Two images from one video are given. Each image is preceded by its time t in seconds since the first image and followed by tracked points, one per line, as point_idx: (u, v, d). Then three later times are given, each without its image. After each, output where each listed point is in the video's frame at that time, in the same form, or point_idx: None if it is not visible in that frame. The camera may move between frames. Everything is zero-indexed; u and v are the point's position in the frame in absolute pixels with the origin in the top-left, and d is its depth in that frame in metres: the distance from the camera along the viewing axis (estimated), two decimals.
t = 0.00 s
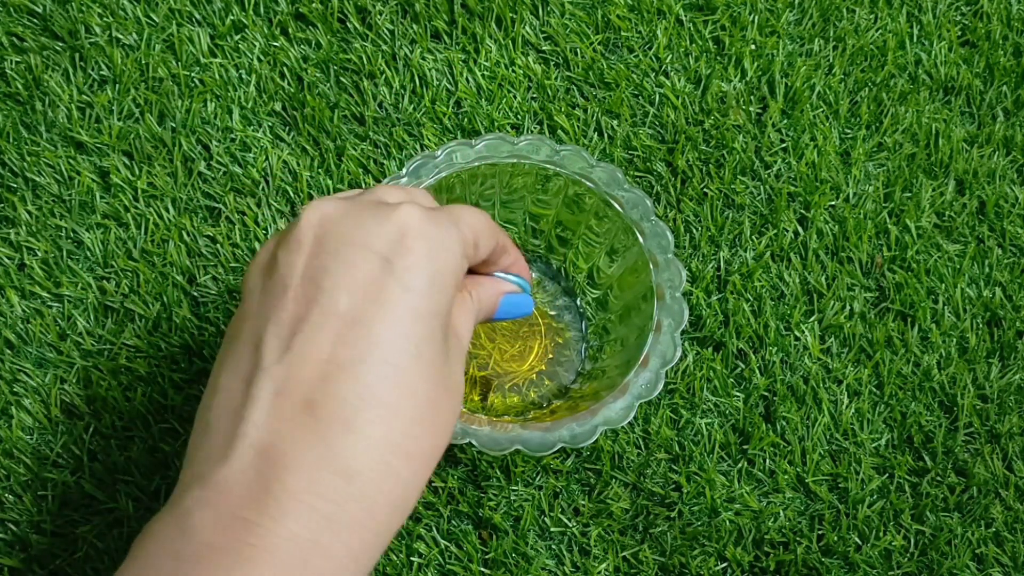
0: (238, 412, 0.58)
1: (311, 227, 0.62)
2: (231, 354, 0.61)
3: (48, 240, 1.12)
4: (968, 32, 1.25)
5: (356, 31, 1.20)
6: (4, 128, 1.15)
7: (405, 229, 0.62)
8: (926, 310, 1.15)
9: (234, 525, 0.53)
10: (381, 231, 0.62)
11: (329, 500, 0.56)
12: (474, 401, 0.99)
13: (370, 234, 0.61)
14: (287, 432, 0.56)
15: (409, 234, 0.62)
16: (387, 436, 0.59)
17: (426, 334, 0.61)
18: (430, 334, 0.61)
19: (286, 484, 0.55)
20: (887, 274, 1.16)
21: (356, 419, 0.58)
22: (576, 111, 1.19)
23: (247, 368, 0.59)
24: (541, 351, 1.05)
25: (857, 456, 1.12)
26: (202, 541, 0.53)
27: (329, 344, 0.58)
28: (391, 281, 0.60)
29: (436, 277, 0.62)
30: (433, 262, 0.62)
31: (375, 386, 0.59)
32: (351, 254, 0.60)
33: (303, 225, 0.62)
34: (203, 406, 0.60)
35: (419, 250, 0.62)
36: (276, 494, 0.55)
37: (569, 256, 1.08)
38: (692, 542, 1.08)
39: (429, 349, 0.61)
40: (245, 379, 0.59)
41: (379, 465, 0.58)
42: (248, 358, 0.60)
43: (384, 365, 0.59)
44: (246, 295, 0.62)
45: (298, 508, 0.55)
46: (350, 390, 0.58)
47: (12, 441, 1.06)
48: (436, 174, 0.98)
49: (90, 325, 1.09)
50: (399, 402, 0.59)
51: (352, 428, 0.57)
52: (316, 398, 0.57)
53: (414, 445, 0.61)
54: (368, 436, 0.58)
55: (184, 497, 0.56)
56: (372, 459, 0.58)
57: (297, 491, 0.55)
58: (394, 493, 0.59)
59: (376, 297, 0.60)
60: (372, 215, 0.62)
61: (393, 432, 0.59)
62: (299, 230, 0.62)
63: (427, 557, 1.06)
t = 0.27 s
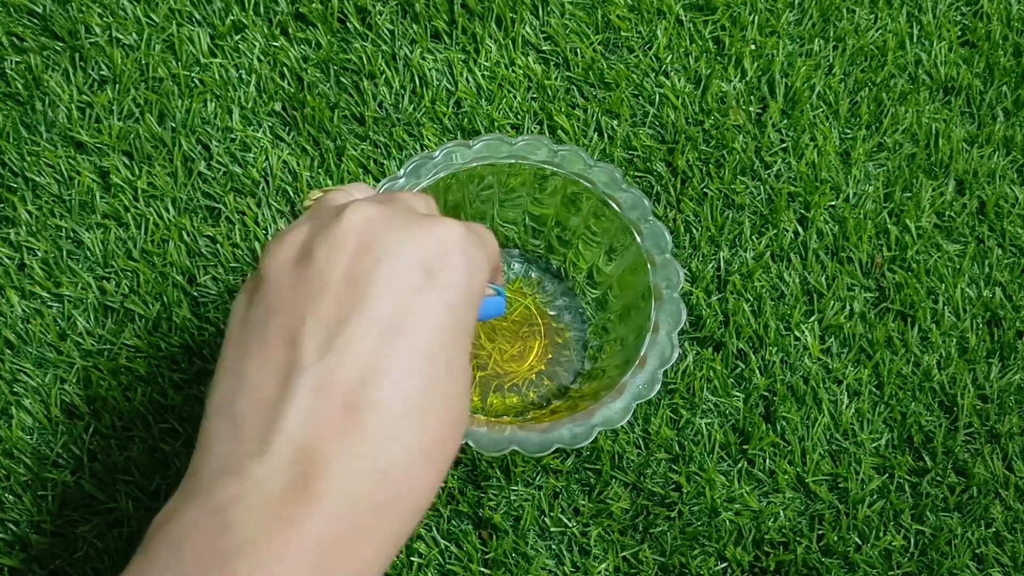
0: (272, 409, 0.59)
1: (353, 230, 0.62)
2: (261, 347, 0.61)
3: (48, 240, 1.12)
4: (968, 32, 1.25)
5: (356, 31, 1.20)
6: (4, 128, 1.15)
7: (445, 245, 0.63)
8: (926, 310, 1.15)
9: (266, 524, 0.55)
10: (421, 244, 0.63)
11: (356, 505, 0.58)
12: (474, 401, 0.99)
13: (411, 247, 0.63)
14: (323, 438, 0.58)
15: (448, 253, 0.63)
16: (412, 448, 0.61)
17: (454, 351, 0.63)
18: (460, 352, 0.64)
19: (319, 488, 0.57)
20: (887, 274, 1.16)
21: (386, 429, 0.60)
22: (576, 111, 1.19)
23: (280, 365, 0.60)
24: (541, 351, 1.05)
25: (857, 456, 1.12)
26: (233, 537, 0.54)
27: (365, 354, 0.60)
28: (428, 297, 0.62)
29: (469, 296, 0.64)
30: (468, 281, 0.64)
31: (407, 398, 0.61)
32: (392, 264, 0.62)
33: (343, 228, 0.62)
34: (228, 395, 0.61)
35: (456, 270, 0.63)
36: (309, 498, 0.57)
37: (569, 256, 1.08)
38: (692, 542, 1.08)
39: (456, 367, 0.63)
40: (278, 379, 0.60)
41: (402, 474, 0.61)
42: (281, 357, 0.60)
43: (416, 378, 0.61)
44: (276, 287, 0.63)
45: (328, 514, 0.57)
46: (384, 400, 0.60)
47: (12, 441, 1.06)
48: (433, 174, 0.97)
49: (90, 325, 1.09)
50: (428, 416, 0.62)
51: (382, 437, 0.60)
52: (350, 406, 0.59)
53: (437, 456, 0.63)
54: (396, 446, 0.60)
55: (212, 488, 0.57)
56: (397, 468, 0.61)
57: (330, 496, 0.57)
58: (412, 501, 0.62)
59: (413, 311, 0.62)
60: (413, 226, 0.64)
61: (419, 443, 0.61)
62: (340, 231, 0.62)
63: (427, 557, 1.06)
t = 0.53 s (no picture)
0: (295, 394, 0.59)
1: (375, 220, 0.63)
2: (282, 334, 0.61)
3: (48, 240, 1.12)
4: (968, 32, 1.25)
5: (356, 31, 1.20)
6: (4, 128, 1.15)
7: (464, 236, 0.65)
8: (926, 310, 1.15)
9: (286, 510, 0.56)
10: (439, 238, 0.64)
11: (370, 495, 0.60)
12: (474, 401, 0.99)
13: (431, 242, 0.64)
14: (345, 425, 0.60)
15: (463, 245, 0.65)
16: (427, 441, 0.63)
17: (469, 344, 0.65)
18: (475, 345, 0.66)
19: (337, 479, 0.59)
20: (887, 275, 1.16)
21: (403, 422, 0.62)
22: (576, 111, 1.19)
23: (303, 349, 0.61)
24: (541, 351, 1.05)
25: (857, 456, 1.12)
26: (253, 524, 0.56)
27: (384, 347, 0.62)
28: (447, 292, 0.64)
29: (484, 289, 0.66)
30: (485, 269, 0.65)
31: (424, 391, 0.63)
32: (411, 254, 0.63)
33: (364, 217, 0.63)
34: (245, 377, 0.61)
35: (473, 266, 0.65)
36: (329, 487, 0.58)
37: (569, 256, 1.08)
38: (692, 542, 1.08)
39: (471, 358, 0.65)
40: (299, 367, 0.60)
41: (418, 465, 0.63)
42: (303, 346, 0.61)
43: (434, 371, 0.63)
44: (294, 271, 0.62)
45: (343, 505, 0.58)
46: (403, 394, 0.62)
47: (12, 441, 1.06)
48: (436, 174, 0.98)
49: (90, 325, 1.09)
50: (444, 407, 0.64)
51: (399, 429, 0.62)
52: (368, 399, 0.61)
53: (452, 444, 0.64)
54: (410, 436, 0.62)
55: (236, 473, 0.58)
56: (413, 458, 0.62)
57: (352, 483, 0.59)
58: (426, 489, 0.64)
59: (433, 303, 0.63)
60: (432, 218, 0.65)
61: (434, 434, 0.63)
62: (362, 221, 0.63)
63: (427, 557, 1.06)
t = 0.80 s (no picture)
0: (274, 398, 0.56)
1: (375, 202, 0.61)
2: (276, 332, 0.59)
3: (48, 240, 1.12)
4: (968, 32, 1.26)
5: (356, 31, 1.20)
6: (4, 128, 1.15)
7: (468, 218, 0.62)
8: (926, 310, 1.15)
9: (267, 523, 0.52)
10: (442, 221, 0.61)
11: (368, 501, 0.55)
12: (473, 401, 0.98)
13: (433, 227, 0.61)
14: (332, 426, 0.56)
15: (470, 226, 0.62)
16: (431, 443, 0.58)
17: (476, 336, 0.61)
18: (484, 338, 0.61)
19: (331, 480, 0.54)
20: (887, 275, 1.16)
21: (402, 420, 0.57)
22: (576, 111, 1.19)
23: (292, 347, 0.58)
24: (541, 351, 1.05)
25: (857, 456, 1.12)
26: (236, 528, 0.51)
27: (382, 340, 0.59)
28: (451, 279, 0.61)
29: (495, 275, 0.62)
30: (493, 259, 0.62)
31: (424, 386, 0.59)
32: (412, 245, 0.60)
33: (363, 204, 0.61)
34: (233, 381, 0.58)
35: (478, 249, 0.62)
36: (317, 491, 0.53)
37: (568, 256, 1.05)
38: (692, 542, 1.08)
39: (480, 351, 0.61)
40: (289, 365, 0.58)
41: (421, 468, 0.58)
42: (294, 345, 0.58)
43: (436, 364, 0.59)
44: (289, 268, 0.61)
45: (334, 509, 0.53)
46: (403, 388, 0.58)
47: (12, 441, 1.06)
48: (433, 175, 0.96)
49: (90, 325, 1.09)
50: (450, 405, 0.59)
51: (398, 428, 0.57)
52: (364, 395, 0.57)
53: (453, 450, 0.59)
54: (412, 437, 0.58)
55: (216, 482, 0.54)
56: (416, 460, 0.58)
57: (337, 487, 0.54)
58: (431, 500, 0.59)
59: (434, 291, 0.60)
60: (436, 201, 0.62)
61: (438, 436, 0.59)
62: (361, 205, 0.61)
63: (427, 557, 1.06)
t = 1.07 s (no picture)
0: (196, 420, 0.57)
1: (270, 215, 0.59)
2: (190, 352, 0.59)
3: (48, 240, 1.12)
4: (968, 32, 1.26)
5: (356, 31, 1.20)
6: (4, 128, 1.15)
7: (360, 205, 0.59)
8: (926, 310, 1.15)
9: (202, 543, 0.52)
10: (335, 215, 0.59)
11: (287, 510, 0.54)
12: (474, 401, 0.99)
13: (327, 223, 0.59)
14: (251, 442, 0.55)
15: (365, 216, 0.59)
16: (347, 444, 0.57)
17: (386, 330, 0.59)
18: (396, 329, 0.59)
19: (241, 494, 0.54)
20: (887, 275, 1.16)
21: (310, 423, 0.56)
22: (576, 111, 1.19)
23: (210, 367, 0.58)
24: (541, 351, 1.05)
25: (858, 457, 1.12)
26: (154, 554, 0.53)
27: (280, 346, 0.57)
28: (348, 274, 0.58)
29: (404, 263, 0.59)
30: (404, 245, 0.60)
31: (329, 388, 0.57)
32: (316, 247, 0.58)
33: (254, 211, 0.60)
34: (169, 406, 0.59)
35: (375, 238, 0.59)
36: (232, 508, 0.53)
37: (569, 256, 1.07)
38: (692, 542, 1.08)
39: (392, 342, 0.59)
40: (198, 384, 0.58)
41: (342, 470, 0.57)
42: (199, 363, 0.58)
43: (347, 364, 0.57)
44: (201, 287, 0.60)
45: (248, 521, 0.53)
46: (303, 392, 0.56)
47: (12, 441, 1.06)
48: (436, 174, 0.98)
49: (90, 325, 1.09)
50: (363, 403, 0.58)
51: (307, 436, 0.55)
52: (262, 403, 0.56)
53: (386, 444, 0.59)
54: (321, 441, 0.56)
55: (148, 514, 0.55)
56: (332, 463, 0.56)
57: (264, 507, 0.54)
58: (360, 500, 0.58)
59: (333, 291, 0.58)
60: (325, 195, 0.60)
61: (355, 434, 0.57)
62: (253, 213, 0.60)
63: (427, 557, 1.06)
